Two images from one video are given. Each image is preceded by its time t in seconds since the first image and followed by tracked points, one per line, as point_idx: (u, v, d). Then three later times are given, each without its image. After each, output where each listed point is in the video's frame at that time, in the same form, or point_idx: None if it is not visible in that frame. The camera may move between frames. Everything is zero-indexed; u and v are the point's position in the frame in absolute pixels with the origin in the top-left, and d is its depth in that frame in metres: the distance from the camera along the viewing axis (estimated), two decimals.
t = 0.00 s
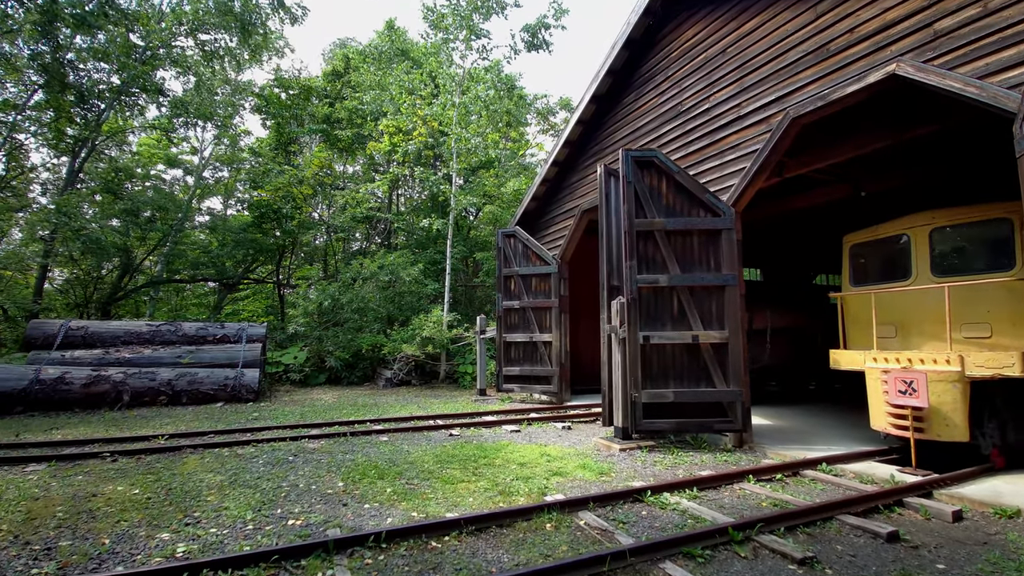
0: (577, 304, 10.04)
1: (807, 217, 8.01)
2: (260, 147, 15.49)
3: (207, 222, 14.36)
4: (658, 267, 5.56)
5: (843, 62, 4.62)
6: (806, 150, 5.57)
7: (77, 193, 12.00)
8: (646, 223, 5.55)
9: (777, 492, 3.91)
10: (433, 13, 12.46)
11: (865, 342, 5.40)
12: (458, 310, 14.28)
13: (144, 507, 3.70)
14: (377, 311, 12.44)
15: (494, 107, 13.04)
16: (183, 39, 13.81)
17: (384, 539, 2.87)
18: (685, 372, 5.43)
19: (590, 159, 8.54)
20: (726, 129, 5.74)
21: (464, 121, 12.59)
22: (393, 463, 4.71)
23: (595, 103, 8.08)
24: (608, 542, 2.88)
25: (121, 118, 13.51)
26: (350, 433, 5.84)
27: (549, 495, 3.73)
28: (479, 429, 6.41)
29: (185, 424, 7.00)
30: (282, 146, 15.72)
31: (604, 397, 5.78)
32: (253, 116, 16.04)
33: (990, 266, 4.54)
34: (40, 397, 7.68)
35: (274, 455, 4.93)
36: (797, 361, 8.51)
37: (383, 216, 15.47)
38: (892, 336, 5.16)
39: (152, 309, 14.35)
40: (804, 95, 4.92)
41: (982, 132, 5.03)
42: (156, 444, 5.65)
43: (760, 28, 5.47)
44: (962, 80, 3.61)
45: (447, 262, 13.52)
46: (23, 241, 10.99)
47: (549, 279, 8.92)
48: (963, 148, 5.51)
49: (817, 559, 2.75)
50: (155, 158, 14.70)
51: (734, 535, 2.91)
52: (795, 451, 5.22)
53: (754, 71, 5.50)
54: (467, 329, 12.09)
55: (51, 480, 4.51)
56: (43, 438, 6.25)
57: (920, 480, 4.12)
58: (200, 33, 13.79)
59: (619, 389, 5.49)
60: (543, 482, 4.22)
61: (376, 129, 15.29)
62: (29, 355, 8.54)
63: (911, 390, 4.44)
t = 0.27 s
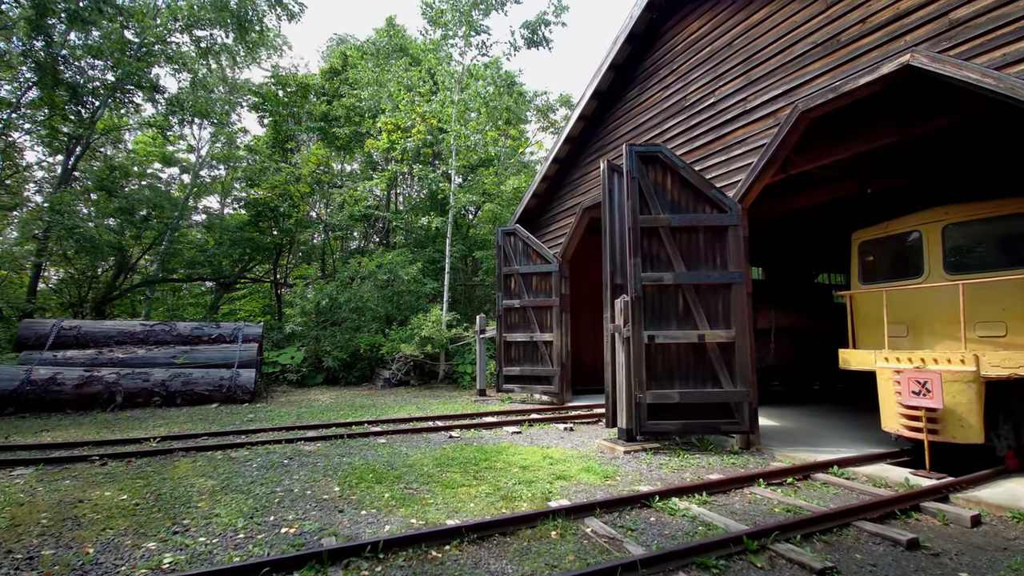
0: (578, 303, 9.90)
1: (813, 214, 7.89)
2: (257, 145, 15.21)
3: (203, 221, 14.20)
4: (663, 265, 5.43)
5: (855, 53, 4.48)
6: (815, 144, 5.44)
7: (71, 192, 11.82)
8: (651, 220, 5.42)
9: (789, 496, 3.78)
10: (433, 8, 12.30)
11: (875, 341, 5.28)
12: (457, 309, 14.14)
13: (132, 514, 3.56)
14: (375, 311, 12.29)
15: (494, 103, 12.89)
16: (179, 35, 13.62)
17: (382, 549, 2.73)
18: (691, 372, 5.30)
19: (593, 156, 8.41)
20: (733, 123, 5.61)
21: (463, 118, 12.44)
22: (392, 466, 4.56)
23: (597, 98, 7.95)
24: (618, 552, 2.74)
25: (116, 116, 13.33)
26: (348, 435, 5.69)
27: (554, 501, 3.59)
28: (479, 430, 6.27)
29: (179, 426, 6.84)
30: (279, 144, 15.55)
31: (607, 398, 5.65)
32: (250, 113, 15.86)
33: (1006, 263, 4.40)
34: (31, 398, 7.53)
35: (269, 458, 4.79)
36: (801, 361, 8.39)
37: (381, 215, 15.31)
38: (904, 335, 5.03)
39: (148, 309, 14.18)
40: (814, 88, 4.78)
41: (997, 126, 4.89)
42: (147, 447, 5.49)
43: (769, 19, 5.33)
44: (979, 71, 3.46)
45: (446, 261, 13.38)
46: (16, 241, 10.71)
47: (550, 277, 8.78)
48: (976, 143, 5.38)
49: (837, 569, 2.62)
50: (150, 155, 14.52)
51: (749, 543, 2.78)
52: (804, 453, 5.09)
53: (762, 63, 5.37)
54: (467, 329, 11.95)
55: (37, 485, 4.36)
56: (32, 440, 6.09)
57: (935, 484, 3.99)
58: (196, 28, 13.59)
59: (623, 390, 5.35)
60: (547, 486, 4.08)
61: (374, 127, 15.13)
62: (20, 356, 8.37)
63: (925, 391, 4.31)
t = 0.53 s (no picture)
0: (576, 302, 9.74)
1: (815, 212, 7.77)
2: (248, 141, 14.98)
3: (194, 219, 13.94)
4: (665, 263, 5.27)
5: (865, 43, 4.33)
6: (821, 139, 5.30)
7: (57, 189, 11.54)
8: (653, 216, 5.26)
9: (800, 503, 3.62)
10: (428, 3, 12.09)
11: (882, 341, 5.15)
12: (452, 308, 13.94)
13: (108, 525, 3.34)
14: (368, 310, 12.07)
15: (490, 99, 12.69)
16: (168, 29, 13.32)
17: (373, 565, 2.54)
18: (694, 373, 5.14)
19: (591, 152, 8.26)
20: (737, 117, 5.47)
21: (458, 115, 12.25)
22: (385, 472, 4.37)
23: (596, 93, 7.79)
24: (626, 566, 2.57)
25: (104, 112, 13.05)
26: (339, 439, 5.49)
27: (555, 509, 3.42)
28: (476, 433, 6.08)
29: (164, 429, 6.61)
30: (271, 141, 15.27)
31: (608, 400, 5.48)
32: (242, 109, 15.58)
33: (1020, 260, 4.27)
34: (11, 400, 7.29)
35: (256, 463, 4.58)
36: (802, 361, 8.27)
37: (375, 213, 15.08)
38: (913, 335, 4.90)
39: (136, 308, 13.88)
40: (822, 79, 4.64)
41: (1008, 120, 4.77)
42: (130, 452, 5.27)
43: (775, 9, 5.19)
44: (995, 61, 3.30)
45: (442, 260, 13.18)
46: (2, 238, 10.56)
47: (547, 276, 8.61)
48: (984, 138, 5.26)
49: None
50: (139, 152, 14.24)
51: (765, 556, 2.62)
52: (810, 455, 4.95)
53: (768, 55, 5.22)
54: (462, 329, 11.76)
55: (11, 493, 4.14)
56: (10, 444, 5.85)
57: (949, 488, 3.85)
58: (185, 22, 13.29)
59: (624, 391, 5.19)
60: (547, 492, 3.91)
61: (368, 123, 14.90)
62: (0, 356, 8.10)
63: (937, 392, 4.16)
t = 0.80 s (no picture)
0: (569, 302, 9.60)
1: (811, 212, 7.71)
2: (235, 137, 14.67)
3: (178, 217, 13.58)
4: (664, 262, 5.14)
5: (870, 38, 4.22)
6: (823, 136, 5.19)
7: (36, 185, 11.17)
8: (653, 214, 5.13)
9: (808, 511, 3.50)
10: None
11: (884, 342, 5.07)
12: (444, 308, 13.75)
13: (79, 541, 3.12)
14: (358, 310, 11.84)
15: (483, 96, 12.52)
16: (151, 21, 12.97)
17: None
18: (694, 375, 5.02)
19: (586, 150, 8.12)
20: (737, 113, 5.35)
21: (450, 111, 12.06)
22: (376, 480, 4.19)
23: (591, 90, 7.65)
24: None
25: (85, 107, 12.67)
26: (328, 444, 5.29)
27: (556, 520, 3.26)
28: (469, 437, 5.91)
29: (145, 434, 6.35)
30: (258, 138, 14.96)
31: (606, 402, 5.34)
32: (228, 104, 15.24)
33: None
34: None
35: (240, 472, 4.37)
36: (798, 361, 8.21)
37: (365, 211, 14.84)
38: (916, 336, 4.82)
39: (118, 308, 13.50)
40: (826, 75, 4.53)
41: (1011, 117, 4.70)
42: (107, 460, 5.02)
43: (776, 3, 5.08)
44: (1006, 56, 3.20)
45: (433, 259, 12.98)
46: None
47: (541, 275, 8.47)
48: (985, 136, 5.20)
49: None
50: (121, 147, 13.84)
51: (780, 571, 2.49)
52: (812, 459, 4.86)
53: (768, 50, 5.11)
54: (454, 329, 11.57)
55: None
56: None
57: (959, 493, 3.75)
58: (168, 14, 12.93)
59: (623, 394, 5.05)
60: (546, 501, 3.75)
61: (358, 120, 14.65)
62: None
63: (944, 394, 4.06)
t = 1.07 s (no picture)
0: (571, 301, 9.48)
1: (817, 210, 7.61)
2: (230, 134, 14.46)
3: (173, 215, 13.36)
4: (674, 260, 5.02)
5: (886, 30, 4.10)
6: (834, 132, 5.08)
7: (26, 181, 10.92)
8: (662, 211, 5.01)
9: (828, 516, 3.40)
10: None
11: (898, 342, 4.97)
12: (443, 307, 13.60)
13: (69, 549, 2.96)
14: (356, 309, 11.67)
15: (483, 93, 12.37)
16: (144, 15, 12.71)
17: None
18: (704, 376, 4.91)
19: (589, 146, 8.00)
20: (747, 108, 5.24)
21: (449, 108, 11.92)
22: (379, 484, 4.04)
23: (594, 85, 7.53)
24: None
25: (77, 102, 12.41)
26: (328, 447, 5.14)
27: (569, 527, 3.13)
28: (472, 439, 5.78)
29: (137, 435, 6.18)
30: (254, 134, 14.73)
31: (613, 403, 5.22)
32: (223, 100, 15.01)
33: None
34: None
35: (237, 475, 4.22)
36: (803, 362, 8.11)
37: (363, 209, 14.65)
38: (931, 335, 4.74)
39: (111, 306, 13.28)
40: (840, 68, 4.41)
41: None
42: (98, 463, 4.85)
43: None
44: None
45: (432, 257, 12.82)
46: None
47: (543, 274, 8.34)
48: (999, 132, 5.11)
49: None
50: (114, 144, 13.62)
51: None
52: (824, 461, 4.76)
53: (780, 43, 5.00)
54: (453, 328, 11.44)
55: None
56: None
57: (979, 496, 3.65)
58: (162, 7, 12.68)
59: (631, 395, 4.93)
60: (557, 506, 3.62)
61: (357, 116, 14.46)
62: None
63: (962, 395, 3.96)
